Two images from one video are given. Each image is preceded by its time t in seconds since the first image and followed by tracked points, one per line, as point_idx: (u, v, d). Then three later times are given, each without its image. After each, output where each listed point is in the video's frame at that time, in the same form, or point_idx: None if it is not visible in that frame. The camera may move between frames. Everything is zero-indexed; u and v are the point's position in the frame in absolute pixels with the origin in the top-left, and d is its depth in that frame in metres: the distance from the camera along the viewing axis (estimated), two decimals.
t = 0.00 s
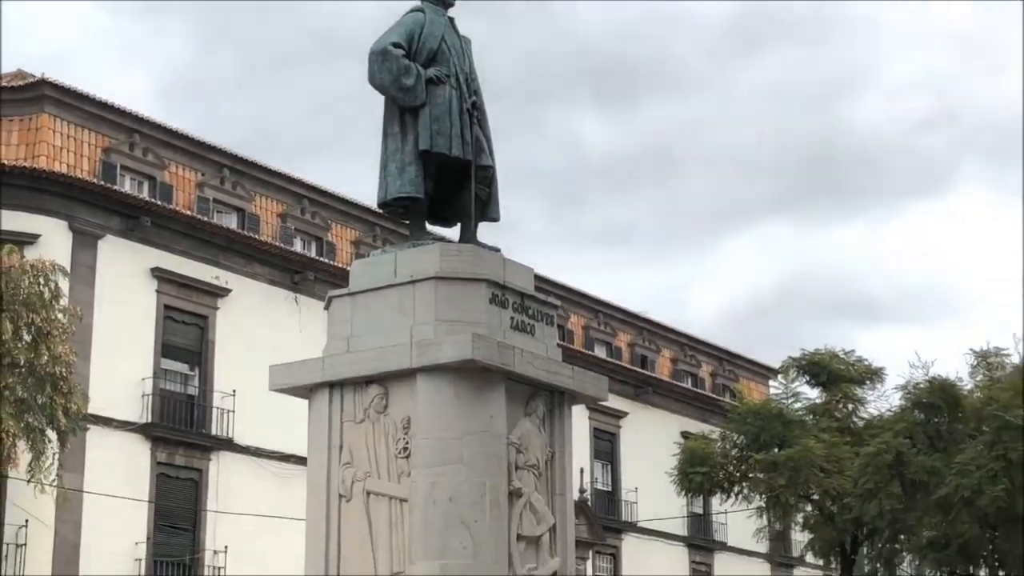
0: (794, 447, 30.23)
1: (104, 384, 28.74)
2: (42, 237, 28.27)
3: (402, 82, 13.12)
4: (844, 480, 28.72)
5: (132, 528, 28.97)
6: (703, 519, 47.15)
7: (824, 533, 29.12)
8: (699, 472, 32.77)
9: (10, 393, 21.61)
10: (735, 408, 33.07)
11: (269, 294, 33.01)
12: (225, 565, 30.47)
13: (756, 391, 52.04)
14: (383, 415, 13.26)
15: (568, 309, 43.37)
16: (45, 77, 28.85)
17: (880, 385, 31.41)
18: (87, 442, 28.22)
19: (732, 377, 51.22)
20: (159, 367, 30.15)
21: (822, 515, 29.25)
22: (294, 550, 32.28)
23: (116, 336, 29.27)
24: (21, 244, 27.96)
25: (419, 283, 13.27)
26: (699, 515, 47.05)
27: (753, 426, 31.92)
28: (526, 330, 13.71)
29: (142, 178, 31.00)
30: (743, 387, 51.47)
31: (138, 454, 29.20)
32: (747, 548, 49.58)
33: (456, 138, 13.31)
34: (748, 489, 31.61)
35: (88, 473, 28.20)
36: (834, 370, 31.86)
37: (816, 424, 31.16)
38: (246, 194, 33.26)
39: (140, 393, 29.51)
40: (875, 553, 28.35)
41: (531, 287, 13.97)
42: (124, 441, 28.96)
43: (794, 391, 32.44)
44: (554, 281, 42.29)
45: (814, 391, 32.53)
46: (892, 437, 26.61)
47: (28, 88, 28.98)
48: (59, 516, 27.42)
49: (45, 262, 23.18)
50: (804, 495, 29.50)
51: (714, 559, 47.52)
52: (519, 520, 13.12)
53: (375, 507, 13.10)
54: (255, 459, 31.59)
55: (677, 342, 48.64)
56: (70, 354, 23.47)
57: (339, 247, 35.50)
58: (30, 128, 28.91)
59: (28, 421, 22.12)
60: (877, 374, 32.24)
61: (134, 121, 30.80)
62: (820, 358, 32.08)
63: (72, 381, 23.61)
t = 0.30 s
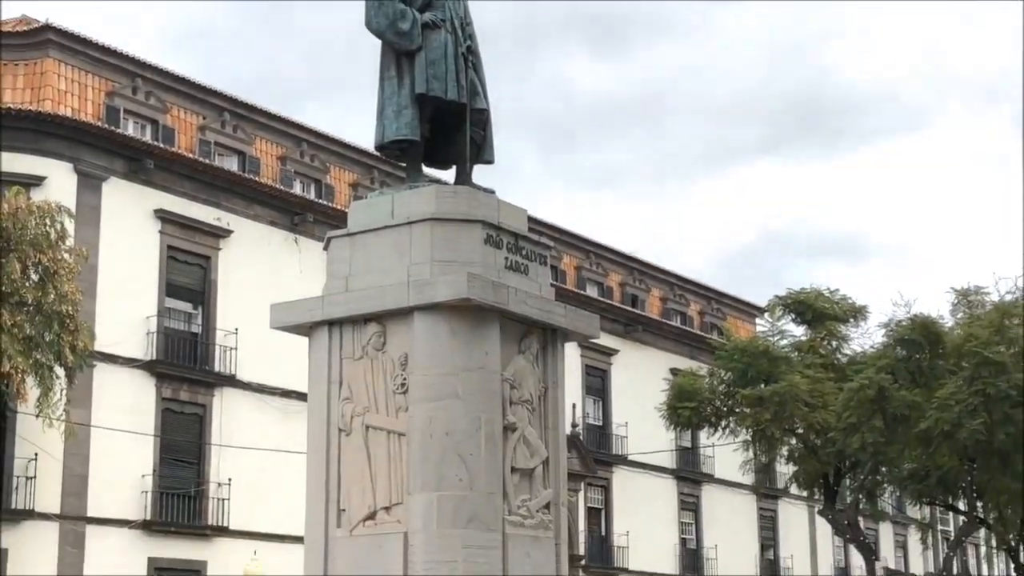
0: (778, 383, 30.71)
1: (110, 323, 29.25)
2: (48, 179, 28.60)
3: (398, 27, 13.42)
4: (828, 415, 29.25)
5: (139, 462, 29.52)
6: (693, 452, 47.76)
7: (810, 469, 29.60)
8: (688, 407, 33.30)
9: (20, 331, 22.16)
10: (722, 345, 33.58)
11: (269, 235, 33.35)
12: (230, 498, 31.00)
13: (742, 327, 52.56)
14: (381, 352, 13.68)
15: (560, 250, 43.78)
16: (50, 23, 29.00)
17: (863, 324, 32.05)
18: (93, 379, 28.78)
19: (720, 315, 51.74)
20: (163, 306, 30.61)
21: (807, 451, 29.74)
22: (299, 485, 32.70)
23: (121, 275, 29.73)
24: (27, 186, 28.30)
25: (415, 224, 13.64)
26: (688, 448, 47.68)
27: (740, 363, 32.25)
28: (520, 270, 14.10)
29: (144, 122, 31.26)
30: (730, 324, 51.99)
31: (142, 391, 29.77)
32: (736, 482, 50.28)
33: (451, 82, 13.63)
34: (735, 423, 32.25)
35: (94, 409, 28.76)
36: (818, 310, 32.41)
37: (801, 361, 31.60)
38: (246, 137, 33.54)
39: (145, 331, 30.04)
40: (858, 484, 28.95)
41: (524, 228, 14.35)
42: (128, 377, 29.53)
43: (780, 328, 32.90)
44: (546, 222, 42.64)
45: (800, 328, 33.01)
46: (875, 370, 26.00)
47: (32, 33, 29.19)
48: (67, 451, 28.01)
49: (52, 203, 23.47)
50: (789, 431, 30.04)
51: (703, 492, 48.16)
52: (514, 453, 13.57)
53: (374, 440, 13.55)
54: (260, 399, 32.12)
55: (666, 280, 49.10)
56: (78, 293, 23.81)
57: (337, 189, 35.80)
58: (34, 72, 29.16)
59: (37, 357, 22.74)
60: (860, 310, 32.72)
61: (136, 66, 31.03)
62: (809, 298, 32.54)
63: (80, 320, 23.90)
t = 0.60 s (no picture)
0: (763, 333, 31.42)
1: (113, 276, 29.66)
2: (50, 137, 28.84)
3: None
4: (810, 362, 29.57)
5: (142, 411, 29.95)
6: (680, 401, 48.24)
7: (793, 418, 30.03)
8: (676, 356, 34.15)
9: (25, 285, 22.56)
10: (709, 296, 34.24)
11: (267, 191, 33.63)
12: (231, 447, 31.46)
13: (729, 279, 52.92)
14: (377, 304, 14.05)
15: (551, 205, 44.05)
16: None
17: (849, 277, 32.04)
18: (97, 331, 29.16)
19: (707, 267, 52.10)
20: (164, 261, 30.98)
21: (789, 399, 30.14)
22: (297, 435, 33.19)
23: (122, 230, 30.08)
24: (30, 143, 28.56)
25: (410, 179, 13.99)
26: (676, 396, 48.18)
27: (726, 314, 32.99)
28: (512, 224, 14.46)
29: (144, 80, 31.47)
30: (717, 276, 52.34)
31: (145, 343, 30.19)
32: (722, 429, 50.85)
33: (444, 41, 13.94)
34: (722, 372, 32.99)
35: (99, 360, 29.18)
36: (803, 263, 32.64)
37: (784, 312, 31.98)
38: (243, 95, 33.78)
39: (146, 285, 30.44)
40: (841, 431, 29.00)
41: (517, 183, 14.70)
42: (130, 330, 29.92)
43: (766, 281, 33.25)
44: (537, 178, 42.95)
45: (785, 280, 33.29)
46: (858, 322, 26.42)
47: None
48: (72, 401, 28.46)
49: (55, 160, 23.77)
50: (773, 381, 30.71)
51: (690, 439, 48.69)
52: (507, 402, 13.98)
53: (370, 390, 13.93)
54: (259, 348, 32.55)
55: (654, 234, 49.42)
56: (81, 248, 24.19)
57: (334, 146, 36.03)
58: (33, 32, 29.37)
59: (42, 311, 23.16)
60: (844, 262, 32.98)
61: (135, 25, 31.23)
62: (793, 250, 32.59)
63: (83, 274, 24.29)
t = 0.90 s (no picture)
0: (739, 296, 32.15)
1: (118, 247, 30.34)
2: (56, 113, 29.41)
3: None
4: (782, 325, 30.28)
5: (147, 373, 30.70)
6: (660, 360, 49.05)
7: (767, 376, 30.86)
8: (656, 320, 34.79)
9: (34, 255, 23.31)
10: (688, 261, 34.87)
11: (266, 164, 34.23)
12: (235, 408, 32.15)
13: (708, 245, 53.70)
14: (371, 271, 14.74)
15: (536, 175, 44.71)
16: None
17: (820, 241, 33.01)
18: (104, 299, 29.89)
19: (686, 235, 52.86)
20: (167, 232, 31.62)
21: (764, 357, 30.97)
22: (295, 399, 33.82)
23: (127, 201, 30.74)
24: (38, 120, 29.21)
25: (401, 151, 14.66)
26: (657, 356, 49.01)
27: (705, 279, 33.60)
28: (499, 194, 15.15)
29: (146, 58, 32.05)
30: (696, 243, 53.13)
31: (152, 310, 30.93)
32: (699, 386, 51.72)
33: (433, 18, 14.59)
34: (700, 335, 33.78)
35: (107, 325, 29.92)
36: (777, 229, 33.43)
37: (758, 276, 32.80)
38: (242, 72, 34.37)
39: (151, 255, 31.15)
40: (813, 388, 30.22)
41: (503, 155, 15.38)
42: (136, 298, 30.65)
43: (741, 246, 33.98)
44: (523, 149, 43.56)
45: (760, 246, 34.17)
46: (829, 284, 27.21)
47: None
48: (81, 365, 29.29)
49: (60, 135, 24.42)
50: (749, 341, 31.31)
51: (670, 396, 49.56)
52: (495, 363, 14.69)
53: (365, 353, 14.62)
54: (260, 314, 33.22)
55: (635, 202, 50.14)
56: (88, 219, 24.89)
57: (330, 120, 36.64)
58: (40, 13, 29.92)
59: (50, 280, 23.92)
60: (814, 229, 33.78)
61: (137, 5, 31.83)
62: (767, 216, 33.61)
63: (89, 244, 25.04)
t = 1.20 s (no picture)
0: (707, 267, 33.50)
1: (134, 228, 31.57)
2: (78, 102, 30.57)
3: None
4: (748, 294, 31.71)
5: (162, 342, 31.98)
6: (635, 327, 50.50)
7: (733, 340, 32.34)
8: (631, 290, 35.93)
9: (59, 234, 24.67)
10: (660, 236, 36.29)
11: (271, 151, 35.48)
12: (246, 373, 33.64)
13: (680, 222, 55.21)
14: (370, 247, 16.08)
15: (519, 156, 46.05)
16: None
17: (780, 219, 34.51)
18: (123, 274, 31.12)
19: (659, 212, 54.33)
20: (181, 212, 32.92)
21: (730, 322, 32.47)
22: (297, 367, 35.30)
23: (144, 182, 31.97)
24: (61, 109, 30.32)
25: (397, 136, 15.99)
26: (632, 323, 50.48)
27: (674, 252, 34.90)
28: (486, 175, 16.51)
29: (162, 52, 33.33)
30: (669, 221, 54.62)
31: (167, 285, 32.24)
32: (670, 350, 53.22)
33: (423, 14, 15.89)
34: (672, 304, 35.22)
35: (127, 298, 31.22)
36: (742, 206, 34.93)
37: (724, 250, 34.29)
38: (249, 65, 35.65)
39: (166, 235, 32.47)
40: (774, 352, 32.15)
41: (490, 139, 16.73)
42: (154, 273, 31.96)
43: (709, 223, 35.44)
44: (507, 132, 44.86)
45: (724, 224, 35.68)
46: (789, 256, 28.67)
47: None
48: (103, 336, 30.56)
49: (81, 122, 25.67)
50: (716, 310, 32.64)
51: (643, 360, 51.09)
52: (484, 330, 16.06)
53: (365, 322, 15.97)
54: (267, 285, 34.62)
55: (611, 182, 51.55)
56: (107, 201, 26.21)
57: (331, 108, 37.90)
58: (62, 11, 31.18)
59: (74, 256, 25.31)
60: (776, 207, 35.28)
61: (151, 3, 33.13)
62: (731, 196, 35.04)
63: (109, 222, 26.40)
